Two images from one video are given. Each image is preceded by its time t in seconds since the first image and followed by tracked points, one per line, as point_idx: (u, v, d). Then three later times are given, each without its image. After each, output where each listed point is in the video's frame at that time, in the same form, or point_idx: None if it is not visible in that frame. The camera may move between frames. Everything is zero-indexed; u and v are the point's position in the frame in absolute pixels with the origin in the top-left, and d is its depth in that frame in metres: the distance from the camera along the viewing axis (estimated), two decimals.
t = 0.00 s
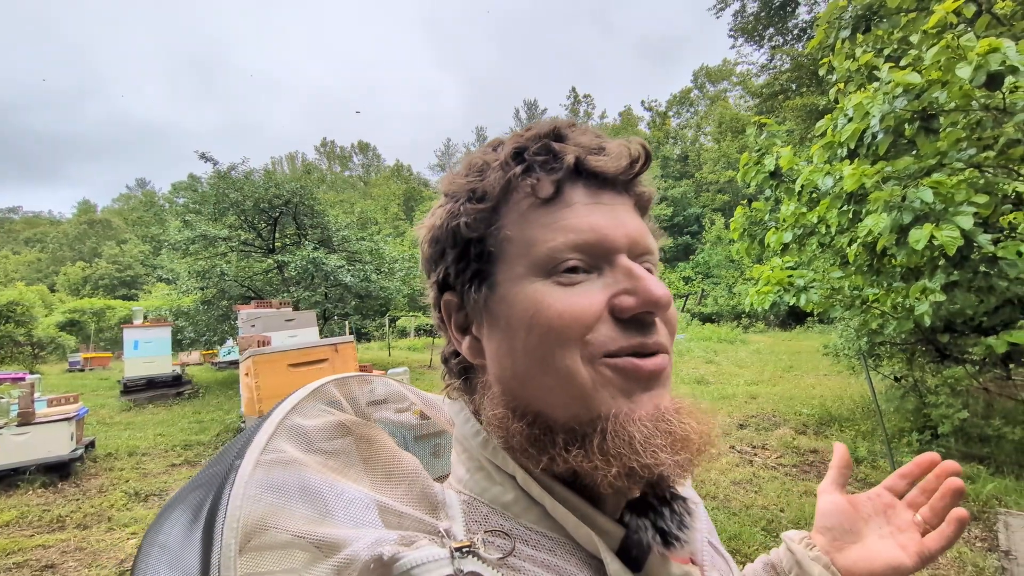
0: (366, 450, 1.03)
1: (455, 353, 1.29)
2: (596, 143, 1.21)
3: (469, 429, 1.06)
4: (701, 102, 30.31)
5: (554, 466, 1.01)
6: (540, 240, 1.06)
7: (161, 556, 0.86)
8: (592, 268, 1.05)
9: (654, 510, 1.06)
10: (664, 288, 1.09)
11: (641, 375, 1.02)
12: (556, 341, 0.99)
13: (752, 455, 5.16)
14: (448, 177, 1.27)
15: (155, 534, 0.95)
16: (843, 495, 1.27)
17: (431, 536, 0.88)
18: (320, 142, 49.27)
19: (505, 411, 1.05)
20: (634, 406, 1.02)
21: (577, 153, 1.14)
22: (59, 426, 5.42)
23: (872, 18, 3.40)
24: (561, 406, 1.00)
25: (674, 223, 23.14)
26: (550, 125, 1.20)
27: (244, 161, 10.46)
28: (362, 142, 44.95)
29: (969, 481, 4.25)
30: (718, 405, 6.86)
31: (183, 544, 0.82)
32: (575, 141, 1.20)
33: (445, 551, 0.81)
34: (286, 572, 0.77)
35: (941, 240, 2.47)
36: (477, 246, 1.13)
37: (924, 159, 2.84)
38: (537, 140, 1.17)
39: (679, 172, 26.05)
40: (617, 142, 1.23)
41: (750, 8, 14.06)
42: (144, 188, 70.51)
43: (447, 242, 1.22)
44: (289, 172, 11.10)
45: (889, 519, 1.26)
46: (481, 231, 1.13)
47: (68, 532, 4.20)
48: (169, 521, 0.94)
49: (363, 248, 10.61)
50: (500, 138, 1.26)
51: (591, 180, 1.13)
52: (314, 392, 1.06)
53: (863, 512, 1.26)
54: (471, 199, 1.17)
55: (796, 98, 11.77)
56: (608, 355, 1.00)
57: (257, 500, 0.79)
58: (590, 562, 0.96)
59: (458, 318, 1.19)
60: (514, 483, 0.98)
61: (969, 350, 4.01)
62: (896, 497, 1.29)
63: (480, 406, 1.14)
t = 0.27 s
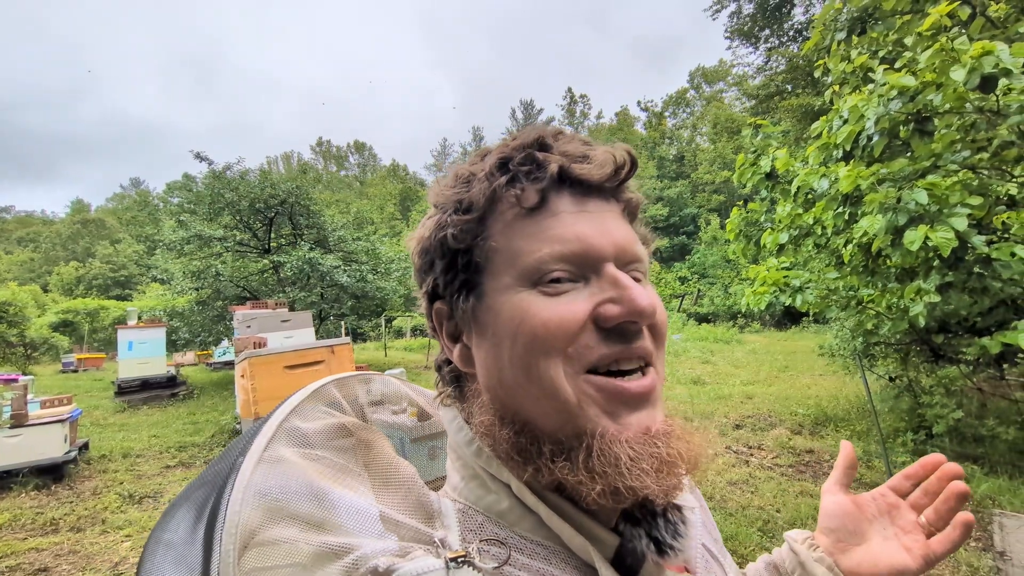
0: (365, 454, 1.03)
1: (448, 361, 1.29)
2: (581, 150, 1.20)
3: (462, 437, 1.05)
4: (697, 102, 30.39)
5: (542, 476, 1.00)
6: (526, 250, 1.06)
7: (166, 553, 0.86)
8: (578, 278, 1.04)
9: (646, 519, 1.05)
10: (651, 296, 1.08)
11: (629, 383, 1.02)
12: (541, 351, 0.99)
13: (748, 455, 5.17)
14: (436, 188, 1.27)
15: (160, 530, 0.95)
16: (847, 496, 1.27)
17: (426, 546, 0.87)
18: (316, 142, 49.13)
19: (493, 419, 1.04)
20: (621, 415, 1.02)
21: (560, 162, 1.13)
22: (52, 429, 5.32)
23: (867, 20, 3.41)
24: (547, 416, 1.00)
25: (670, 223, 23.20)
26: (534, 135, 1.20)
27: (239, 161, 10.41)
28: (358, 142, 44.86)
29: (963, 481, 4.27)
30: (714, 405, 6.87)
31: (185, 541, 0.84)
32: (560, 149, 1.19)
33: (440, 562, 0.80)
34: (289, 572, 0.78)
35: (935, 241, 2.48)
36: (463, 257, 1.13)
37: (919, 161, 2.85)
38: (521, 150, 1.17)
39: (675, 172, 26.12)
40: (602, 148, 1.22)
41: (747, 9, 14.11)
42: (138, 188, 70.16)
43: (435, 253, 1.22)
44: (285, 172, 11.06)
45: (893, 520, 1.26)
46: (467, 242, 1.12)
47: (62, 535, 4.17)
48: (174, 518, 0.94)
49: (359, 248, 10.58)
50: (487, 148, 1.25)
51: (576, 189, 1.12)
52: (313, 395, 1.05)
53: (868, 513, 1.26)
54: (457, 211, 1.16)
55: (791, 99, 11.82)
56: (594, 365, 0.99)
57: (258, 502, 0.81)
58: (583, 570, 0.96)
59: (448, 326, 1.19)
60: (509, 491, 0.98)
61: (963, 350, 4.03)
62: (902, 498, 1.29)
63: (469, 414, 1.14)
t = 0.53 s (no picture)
0: (356, 444, 1.03)
1: (436, 354, 1.29)
2: (563, 137, 1.20)
3: (451, 430, 1.07)
4: (693, 103, 30.47)
5: (529, 466, 1.00)
6: (510, 240, 1.06)
7: (157, 543, 0.86)
8: (563, 268, 1.04)
9: (634, 509, 1.05)
10: (637, 285, 1.09)
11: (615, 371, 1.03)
12: (526, 341, 0.99)
13: (744, 454, 5.19)
14: (420, 182, 1.27)
15: (151, 522, 0.94)
16: (846, 501, 1.29)
17: (415, 537, 0.88)
18: (313, 142, 49.03)
19: (480, 410, 1.05)
20: (608, 404, 1.02)
21: (542, 149, 1.13)
22: (47, 428, 5.36)
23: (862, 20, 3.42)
24: (533, 405, 1.00)
25: (667, 223, 23.24)
26: (514, 124, 1.20)
27: (235, 160, 10.37)
28: (355, 142, 44.80)
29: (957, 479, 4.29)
30: (710, 404, 6.89)
31: (175, 532, 0.84)
32: (541, 137, 1.19)
33: (428, 553, 0.81)
34: (282, 561, 0.78)
35: (929, 241, 2.49)
36: (448, 249, 1.13)
37: (913, 160, 2.87)
38: (502, 140, 1.17)
39: (671, 173, 26.18)
40: (584, 134, 1.22)
41: (743, 10, 14.16)
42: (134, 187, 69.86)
43: (420, 246, 1.22)
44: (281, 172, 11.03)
45: (893, 528, 1.26)
46: (451, 234, 1.13)
47: (56, 535, 4.15)
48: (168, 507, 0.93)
49: (356, 247, 10.56)
50: (468, 139, 1.26)
51: (559, 177, 1.12)
52: (305, 385, 1.06)
53: (868, 521, 1.27)
54: (441, 203, 1.16)
55: (787, 99, 11.86)
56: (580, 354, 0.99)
57: (249, 492, 0.81)
58: (571, 563, 0.95)
59: (435, 319, 1.19)
60: (496, 483, 0.98)
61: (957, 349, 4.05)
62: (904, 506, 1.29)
63: (457, 407, 1.14)
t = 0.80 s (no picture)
0: (353, 441, 1.03)
1: (436, 351, 1.29)
2: (568, 133, 1.20)
3: (449, 427, 1.06)
4: (690, 103, 30.53)
5: (536, 463, 1.00)
6: (518, 237, 1.06)
7: (153, 545, 0.85)
8: (572, 266, 1.05)
9: (634, 506, 1.05)
10: (644, 283, 1.10)
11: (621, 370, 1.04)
12: (535, 339, 0.99)
13: (741, 453, 5.20)
14: (419, 175, 1.26)
15: (147, 523, 0.94)
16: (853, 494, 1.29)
17: (412, 532, 0.88)
18: (310, 142, 48.89)
19: (486, 407, 1.05)
20: (616, 401, 1.03)
21: (548, 145, 1.13)
22: (41, 428, 5.30)
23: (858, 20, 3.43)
24: (542, 403, 1.00)
25: (664, 224, 23.28)
26: (520, 118, 1.20)
27: (232, 159, 10.35)
28: (351, 142, 44.72)
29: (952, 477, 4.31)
30: (707, 404, 6.91)
31: (172, 533, 0.83)
32: (546, 132, 1.19)
33: (425, 548, 0.82)
34: (281, 558, 0.77)
35: (925, 240, 2.51)
36: (452, 245, 1.13)
37: (909, 160, 2.89)
38: (507, 134, 1.17)
39: (668, 173, 26.23)
40: (590, 130, 1.22)
41: (740, 11, 14.19)
42: (130, 187, 69.60)
43: (421, 242, 1.21)
44: (278, 172, 11.01)
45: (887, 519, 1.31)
46: (456, 230, 1.13)
47: (51, 535, 4.13)
48: (161, 511, 0.93)
49: (353, 247, 10.54)
50: (472, 133, 1.25)
51: (566, 173, 1.12)
52: (302, 384, 1.06)
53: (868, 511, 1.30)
54: (444, 198, 1.16)
55: (784, 99, 11.89)
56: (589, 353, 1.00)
57: (246, 492, 0.81)
58: (572, 561, 0.95)
59: (436, 315, 1.18)
60: (495, 479, 0.98)
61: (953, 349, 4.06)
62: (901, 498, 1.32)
63: (459, 404, 1.14)
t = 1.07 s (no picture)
0: (349, 443, 1.02)
1: (435, 350, 1.29)
2: (575, 133, 1.20)
3: (444, 427, 1.05)
4: (688, 103, 30.54)
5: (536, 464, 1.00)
6: (522, 237, 1.06)
7: (147, 550, 0.85)
8: (576, 268, 1.05)
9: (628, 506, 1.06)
10: (647, 287, 1.10)
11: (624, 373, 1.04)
12: (538, 340, 0.99)
13: (738, 453, 5.21)
14: (422, 171, 1.26)
15: (141, 527, 0.93)
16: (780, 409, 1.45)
17: (405, 532, 0.87)
18: (308, 142, 48.80)
19: (488, 407, 1.04)
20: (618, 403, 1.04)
21: (556, 146, 1.13)
22: (38, 429, 5.28)
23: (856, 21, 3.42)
24: (543, 405, 1.00)
25: (662, 224, 23.29)
26: (528, 117, 1.19)
27: (229, 159, 10.32)
28: (349, 142, 44.66)
29: (949, 477, 4.32)
30: (705, 404, 6.92)
31: (166, 538, 0.83)
32: (553, 132, 1.19)
33: (418, 548, 0.81)
34: (275, 563, 0.78)
35: (921, 240, 2.51)
36: (455, 244, 1.13)
37: (905, 161, 2.89)
38: (514, 133, 1.16)
39: (666, 173, 26.26)
40: (597, 131, 1.22)
41: (738, 11, 14.20)
42: (127, 187, 69.42)
43: (423, 239, 1.21)
44: (275, 171, 10.98)
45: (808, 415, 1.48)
46: (459, 229, 1.12)
47: (47, 536, 4.11)
48: (154, 517, 0.92)
49: (350, 247, 10.51)
50: (478, 130, 1.25)
51: (572, 174, 1.12)
52: (297, 387, 1.06)
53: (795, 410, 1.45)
54: (448, 195, 1.16)
55: (782, 100, 11.90)
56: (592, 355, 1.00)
57: (240, 497, 0.80)
58: (565, 560, 0.95)
59: (436, 313, 1.18)
60: (489, 479, 0.98)
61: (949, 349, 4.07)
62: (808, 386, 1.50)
63: (458, 403, 1.13)
